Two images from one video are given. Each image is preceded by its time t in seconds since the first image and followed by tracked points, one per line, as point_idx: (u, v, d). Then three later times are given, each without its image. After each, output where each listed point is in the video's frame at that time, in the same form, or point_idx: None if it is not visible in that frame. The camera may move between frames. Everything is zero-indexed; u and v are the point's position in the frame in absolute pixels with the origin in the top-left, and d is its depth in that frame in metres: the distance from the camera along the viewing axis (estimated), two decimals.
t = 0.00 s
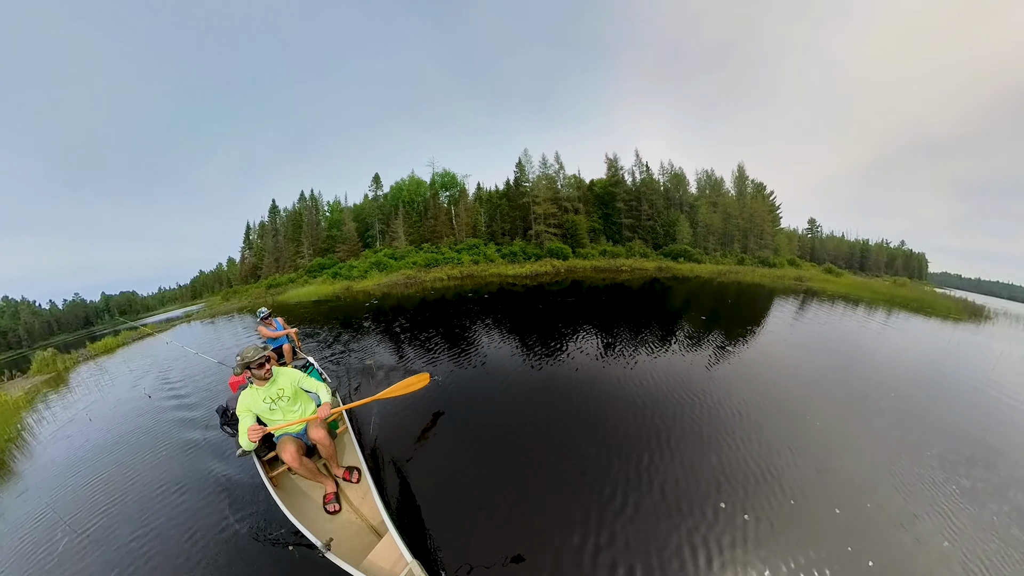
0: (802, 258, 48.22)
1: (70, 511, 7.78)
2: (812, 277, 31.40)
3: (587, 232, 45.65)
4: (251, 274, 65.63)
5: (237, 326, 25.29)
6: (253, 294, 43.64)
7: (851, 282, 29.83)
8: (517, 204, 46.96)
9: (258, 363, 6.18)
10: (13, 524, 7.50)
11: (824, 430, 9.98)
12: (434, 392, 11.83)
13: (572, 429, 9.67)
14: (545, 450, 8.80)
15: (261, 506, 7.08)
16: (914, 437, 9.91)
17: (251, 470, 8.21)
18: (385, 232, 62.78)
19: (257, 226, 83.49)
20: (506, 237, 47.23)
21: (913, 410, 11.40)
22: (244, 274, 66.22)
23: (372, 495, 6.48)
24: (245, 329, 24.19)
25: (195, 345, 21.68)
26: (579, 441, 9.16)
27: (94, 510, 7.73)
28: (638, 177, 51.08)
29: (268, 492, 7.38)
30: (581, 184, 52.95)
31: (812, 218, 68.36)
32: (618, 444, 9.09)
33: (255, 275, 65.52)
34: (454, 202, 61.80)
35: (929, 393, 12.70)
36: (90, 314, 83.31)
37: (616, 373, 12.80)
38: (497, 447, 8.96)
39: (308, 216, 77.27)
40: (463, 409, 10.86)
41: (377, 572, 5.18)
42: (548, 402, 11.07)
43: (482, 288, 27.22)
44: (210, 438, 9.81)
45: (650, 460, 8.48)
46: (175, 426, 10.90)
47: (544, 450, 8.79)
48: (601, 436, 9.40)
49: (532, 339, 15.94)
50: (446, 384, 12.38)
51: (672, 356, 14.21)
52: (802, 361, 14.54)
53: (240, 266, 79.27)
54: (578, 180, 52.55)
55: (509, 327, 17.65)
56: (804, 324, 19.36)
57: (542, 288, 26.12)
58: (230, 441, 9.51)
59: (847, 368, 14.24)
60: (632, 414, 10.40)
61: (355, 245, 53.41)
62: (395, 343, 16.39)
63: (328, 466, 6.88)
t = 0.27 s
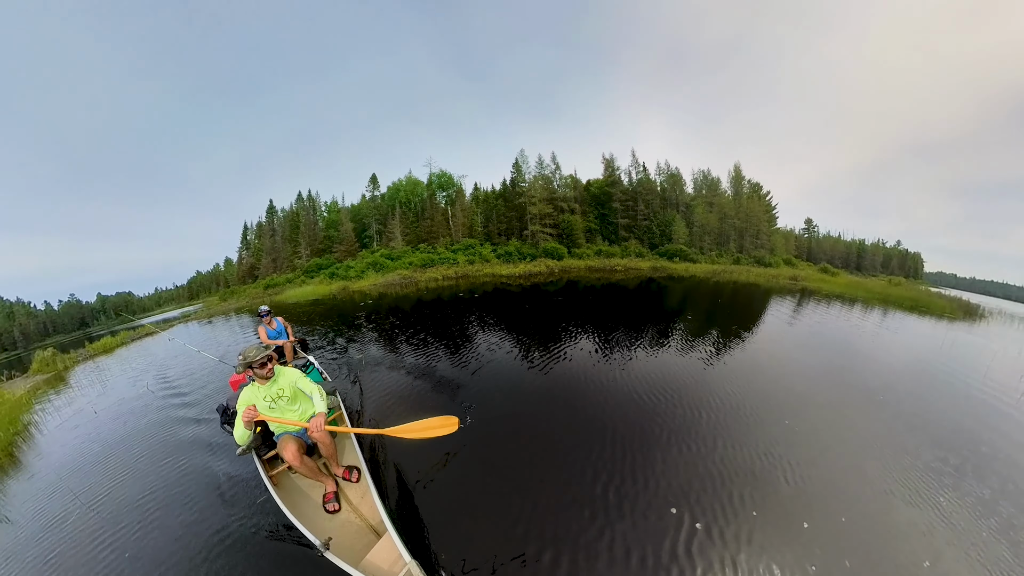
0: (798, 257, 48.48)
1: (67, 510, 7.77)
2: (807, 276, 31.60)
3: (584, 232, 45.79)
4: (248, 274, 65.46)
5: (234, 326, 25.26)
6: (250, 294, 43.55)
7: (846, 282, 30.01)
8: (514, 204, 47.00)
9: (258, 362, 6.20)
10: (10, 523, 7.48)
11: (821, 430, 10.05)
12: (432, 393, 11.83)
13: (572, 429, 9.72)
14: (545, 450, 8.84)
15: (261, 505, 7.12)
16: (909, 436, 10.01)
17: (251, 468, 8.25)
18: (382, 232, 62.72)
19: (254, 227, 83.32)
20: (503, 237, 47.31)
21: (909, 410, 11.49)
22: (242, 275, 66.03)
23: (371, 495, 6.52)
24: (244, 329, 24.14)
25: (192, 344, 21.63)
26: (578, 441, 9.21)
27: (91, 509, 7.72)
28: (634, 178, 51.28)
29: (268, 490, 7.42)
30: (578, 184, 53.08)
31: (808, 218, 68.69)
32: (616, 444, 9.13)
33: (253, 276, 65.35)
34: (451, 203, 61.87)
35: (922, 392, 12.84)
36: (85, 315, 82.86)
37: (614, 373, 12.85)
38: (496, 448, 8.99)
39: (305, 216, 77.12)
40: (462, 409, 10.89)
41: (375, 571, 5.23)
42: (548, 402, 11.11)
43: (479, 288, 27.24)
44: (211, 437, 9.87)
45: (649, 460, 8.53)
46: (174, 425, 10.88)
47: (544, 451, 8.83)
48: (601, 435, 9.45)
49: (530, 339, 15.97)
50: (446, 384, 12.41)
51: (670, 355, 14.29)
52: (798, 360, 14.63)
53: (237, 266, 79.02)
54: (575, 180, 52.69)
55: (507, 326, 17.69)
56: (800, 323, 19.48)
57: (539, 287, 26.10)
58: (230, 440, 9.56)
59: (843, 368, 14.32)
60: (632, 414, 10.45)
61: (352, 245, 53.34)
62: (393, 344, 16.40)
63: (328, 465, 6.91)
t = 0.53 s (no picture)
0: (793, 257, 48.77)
1: (68, 506, 7.75)
2: (802, 276, 31.82)
3: (580, 233, 45.88)
4: (244, 275, 65.24)
5: (232, 326, 25.22)
6: (247, 295, 43.45)
7: (841, 281, 30.26)
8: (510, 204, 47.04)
9: (267, 362, 6.23)
10: (11, 518, 7.47)
11: (820, 428, 10.16)
12: (433, 392, 11.87)
13: (573, 428, 9.78)
14: (548, 449, 8.90)
15: (267, 498, 7.16)
16: (905, 433, 10.14)
17: (256, 464, 8.31)
18: (379, 233, 62.68)
19: (250, 228, 83.11)
20: (500, 237, 47.41)
21: (905, 407, 11.62)
22: (239, 275, 65.77)
23: (377, 488, 6.58)
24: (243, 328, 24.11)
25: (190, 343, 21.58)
26: (581, 440, 9.27)
27: (92, 504, 7.72)
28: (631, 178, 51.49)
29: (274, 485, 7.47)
30: (575, 185, 53.23)
31: (803, 219, 69.06)
32: (617, 443, 9.17)
33: (250, 276, 65.10)
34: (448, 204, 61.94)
35: (918, 389, 13.00)
36: (80, 316, 82.30)
37: (614, 372, 12.93)
38: (498, 446, 9.01)
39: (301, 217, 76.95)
40: (464, 407, 10.96)
41: (382, 562, 5.30)
42: (549, 401, 11.18)
43: (476, 288, 27.28)
44: (215, 433, 9.91)
45: (651, 459, 8.60)
46: (176, 422, 10.89)
47: (547, 449, 8.90)
48: (603, 434, 9.52)
49: (529, 338, 16.04)
50: (446, 383, 12.46)
51: (668, 354, 14.39)
52: (796, 359, 14.75)
53: (234, 266, 78.74)
54: (571, 181, 52.85)
55: (506, 326, 17.77)
56: (796, 322, 19.63)
57: (535, 288, 25.96)
58: (234, 436, 9.60)
59: (840, 366, 14.46)
60: (633, 413, 10.52)
61: (349, 246, 53.27)
62: (393, 343, 16.45)
63: (334, 459, 6.96)
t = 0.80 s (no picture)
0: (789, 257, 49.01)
1: (69, 506, 7.79)
2: (798, 275, 31.98)
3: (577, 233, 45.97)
4: (241, 275, 65.07)
5: (230, 327, 25.20)
6: (245, 295, 43.39)
7: (837, 281, 30.46)
8: (507, 204, 47.13)
9: (274, 364, 6.34)
10: (12, 519, 7.51)
11: (817, 428, 10.22)
12: (432, 391, 11.91)
13: (572, 429, 9.81)
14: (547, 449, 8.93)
15: (267, 500, 7.19)
16: (901, 433, 10.22)
17: (255, 464, 8.34)
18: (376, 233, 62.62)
19: (247, 228, 82.89)
20: (497, 237, 47.48)
21: (901, 407, 11.70)
22: (236, 275, 65.64)
23: (377, 488, 6.62)
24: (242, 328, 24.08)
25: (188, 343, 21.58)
26: (580, 440, 9.31)
27: (93, 505, 7.76)
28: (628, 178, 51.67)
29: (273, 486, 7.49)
30: (572, 185, 53.36)
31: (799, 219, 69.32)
32: (616, 444, 9.21)
33: (248, 277, 64.98)
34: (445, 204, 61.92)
35: (913, 389, 13.11)
36: (75, 316, 81.87)
37: (613, 372, 12.98)
38: (495, 447, 9.02)
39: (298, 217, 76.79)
40: (462, 407, 10.98)
41: (382, 562, 5.34)
42: (548, 401, 11.22)
43: (474, 288, 27.29)
44: (215, 434, 9.93)
45: (650, 459, 8.65)
46: (176, 422, 10.91)
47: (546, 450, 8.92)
48: (602, 435, 9.56)
49: (527, 339, 16.06)
50: (444, 383, 12.48)
51: (666, 354, 14.45)
52: (792, 359, 14.85)
53: (230, 267, 78.63)
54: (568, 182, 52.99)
55: (504, 326, 17.79)
56: (793, 322, 19.71)
57: (532, 288, 25.99)
58: (233, 437, 9.62)
59: (836, 365, 14.54)
60: (632, 413, 10.56)
61: (346, 246, 53.22)
62: (391, 343, 16.46)
63: (334, 460, 6.98)
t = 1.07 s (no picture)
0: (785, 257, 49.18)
1: (67, 506, 7.81)
2: (794, 275, 32.07)
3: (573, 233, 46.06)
4: (237, 276, 64.88)
5: (226, 327, 25.15)
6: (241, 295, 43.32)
7: (832, 280, 30.60)
8: (504, 204, 47.17)
9: (268, 366, 6.37)
10: (10, 518, 7.53)
11: (812, 428, 10.27)
12: (429, 391, 11.94)
13: (569, 429, 9.82)
14: (544, 450, 8.95)
15: (263, 501, 7.21)
16: (896, 433, 10.27)
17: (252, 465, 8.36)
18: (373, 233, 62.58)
19: (244, 228, 82.72)
20: (494, 237, 47.50)
21: (896, 407, 11.76)
22: (233, 276, 65.50)
23: (373, 492, 6.65)
24: (239, 328, 24.05)
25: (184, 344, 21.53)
26: (577, 440, 9.33)
27: (91, 505, 7.78)
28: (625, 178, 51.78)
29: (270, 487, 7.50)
30: (568, 185, 53.46)
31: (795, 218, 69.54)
32: (614, 444, 9.22)
33: (245, 277, 64.84)
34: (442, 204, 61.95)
35: (908, 388, 13.17)
36: (71, 318, 81.47)
37: (610, 372, 13.00)
38: (492, 447, 9.05)
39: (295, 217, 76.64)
40: (459, 408, 10.98)
41: (378, 567, 5.36)
42: (545, 401, 11.24)
43: (470, 288, 27.27)
44: (212, 434, 9.95)
45: (646, 459, 8.68)
46: (176, 422, 10.93)
47: (543, 450, 8.94)
48: (599, 435, 9.58)
49: (524, 338, 16.08)
50: (441, 383, 12.48)
51: (662, 354, 14.48)
52: (788, 359, 14.90)
53: (227, 268, 78.45)
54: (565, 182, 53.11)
55: (501, 326, 17.78)
56: (789, 322, 19.75)
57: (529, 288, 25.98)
58: (231, 437, 9.64)
59: (832, 365, 14.60)
60: (629, 413, 10.59)
61: (343, 246, 53.18)
62: (388, 343, 16.45)
63: (330, 463, 7.01)
